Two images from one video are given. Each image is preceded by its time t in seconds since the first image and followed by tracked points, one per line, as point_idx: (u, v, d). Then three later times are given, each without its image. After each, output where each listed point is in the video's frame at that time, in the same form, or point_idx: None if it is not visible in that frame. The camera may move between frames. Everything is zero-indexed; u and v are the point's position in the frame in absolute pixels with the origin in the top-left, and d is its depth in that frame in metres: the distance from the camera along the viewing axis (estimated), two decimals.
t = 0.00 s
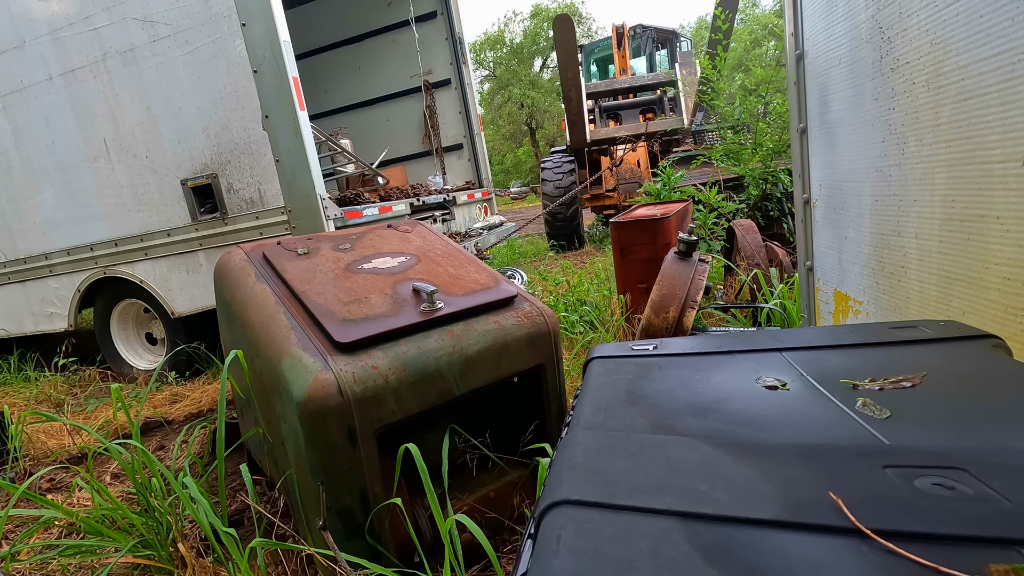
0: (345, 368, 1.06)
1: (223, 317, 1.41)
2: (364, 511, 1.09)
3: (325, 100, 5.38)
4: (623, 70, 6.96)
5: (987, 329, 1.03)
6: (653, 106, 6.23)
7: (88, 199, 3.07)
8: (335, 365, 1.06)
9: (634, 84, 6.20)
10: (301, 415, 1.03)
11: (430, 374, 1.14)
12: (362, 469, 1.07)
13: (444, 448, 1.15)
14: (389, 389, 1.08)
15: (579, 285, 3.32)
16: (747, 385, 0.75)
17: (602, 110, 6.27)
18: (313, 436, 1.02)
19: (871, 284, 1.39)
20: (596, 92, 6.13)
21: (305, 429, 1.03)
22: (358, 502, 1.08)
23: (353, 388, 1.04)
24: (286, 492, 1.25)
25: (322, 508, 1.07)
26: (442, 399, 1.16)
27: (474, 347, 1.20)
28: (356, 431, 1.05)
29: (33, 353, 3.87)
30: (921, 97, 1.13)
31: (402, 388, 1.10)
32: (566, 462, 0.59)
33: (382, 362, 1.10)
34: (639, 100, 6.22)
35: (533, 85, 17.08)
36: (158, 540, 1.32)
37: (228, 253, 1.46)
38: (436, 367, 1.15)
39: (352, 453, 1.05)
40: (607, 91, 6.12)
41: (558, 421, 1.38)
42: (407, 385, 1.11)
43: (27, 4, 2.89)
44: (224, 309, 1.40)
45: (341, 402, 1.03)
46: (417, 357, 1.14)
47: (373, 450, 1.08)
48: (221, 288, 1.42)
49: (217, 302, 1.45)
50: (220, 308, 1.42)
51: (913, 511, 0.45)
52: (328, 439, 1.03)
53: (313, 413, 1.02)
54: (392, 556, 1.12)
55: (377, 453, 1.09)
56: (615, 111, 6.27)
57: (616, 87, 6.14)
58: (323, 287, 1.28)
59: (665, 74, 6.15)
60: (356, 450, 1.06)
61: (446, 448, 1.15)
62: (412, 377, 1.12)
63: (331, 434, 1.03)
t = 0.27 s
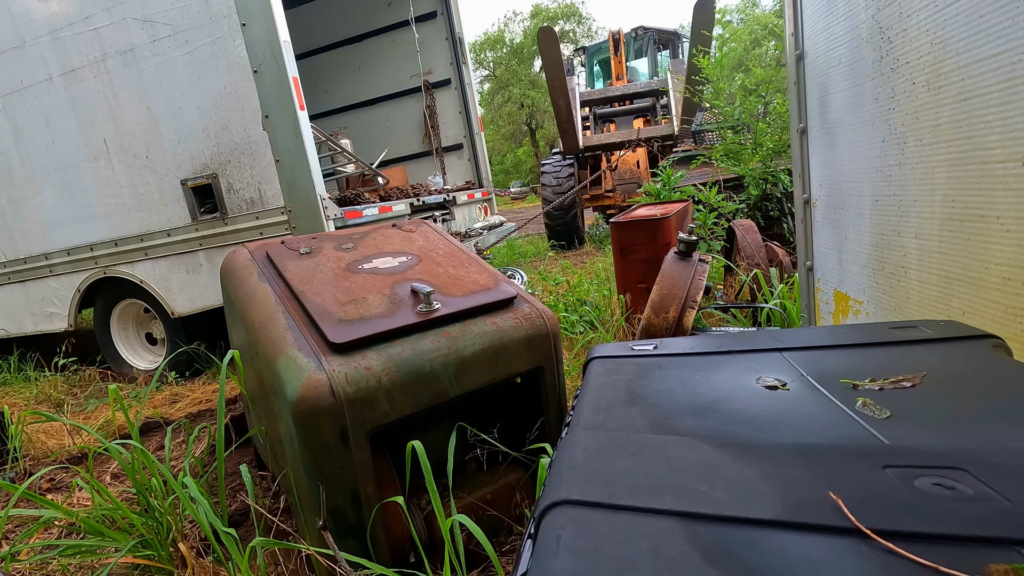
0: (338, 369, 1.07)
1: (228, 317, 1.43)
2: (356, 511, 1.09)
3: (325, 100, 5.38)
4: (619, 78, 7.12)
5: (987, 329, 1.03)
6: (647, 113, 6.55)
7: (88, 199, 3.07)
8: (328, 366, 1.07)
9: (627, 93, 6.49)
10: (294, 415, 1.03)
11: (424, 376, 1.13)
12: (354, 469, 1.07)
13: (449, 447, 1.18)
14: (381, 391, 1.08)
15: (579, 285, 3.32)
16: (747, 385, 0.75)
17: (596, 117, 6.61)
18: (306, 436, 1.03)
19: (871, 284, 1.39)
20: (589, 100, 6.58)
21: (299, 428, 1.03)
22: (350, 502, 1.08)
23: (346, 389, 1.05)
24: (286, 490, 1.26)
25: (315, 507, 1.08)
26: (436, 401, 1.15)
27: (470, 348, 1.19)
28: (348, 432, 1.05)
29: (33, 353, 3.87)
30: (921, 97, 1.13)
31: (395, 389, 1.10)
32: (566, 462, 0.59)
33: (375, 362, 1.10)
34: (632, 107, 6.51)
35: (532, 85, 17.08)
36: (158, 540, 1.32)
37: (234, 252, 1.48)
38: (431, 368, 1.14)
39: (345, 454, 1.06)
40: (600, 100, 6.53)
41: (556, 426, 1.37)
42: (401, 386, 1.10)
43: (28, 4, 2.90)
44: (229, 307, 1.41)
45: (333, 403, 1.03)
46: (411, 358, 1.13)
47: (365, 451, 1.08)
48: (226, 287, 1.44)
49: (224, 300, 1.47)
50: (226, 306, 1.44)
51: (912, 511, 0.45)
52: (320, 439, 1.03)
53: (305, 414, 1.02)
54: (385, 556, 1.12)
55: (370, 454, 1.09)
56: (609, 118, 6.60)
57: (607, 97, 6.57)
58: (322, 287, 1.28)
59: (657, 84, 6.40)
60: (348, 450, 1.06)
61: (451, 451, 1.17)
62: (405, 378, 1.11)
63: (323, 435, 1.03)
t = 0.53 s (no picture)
0: (332, 369, 1.07)
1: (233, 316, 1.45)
2: (350, 510, 1.09)
3: (325, 100, 5.37)
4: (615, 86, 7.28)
5: (987, 330, 1.03)
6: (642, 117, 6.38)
7: (88, 199, 3.07)
8: (322, 366, 1.07)
9: (622, 98, 6.40)
10: (288, 414, 1.04)
11: (419, 377, 1.13)
12: (348, 469, 1.07)
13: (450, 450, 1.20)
14: (375, 391, 1.08)
15: (579, 285, 3.32)
16: (747, 385, 0.74)
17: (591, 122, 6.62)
18: (300, 435, 1.04)
19: (871, 284, 1.39)
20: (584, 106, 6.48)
21: (293, 428, 1.04)
22: (344, 502, 1.08)
23: (340, 389, 1.05)
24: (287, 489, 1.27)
25: (310, 506, 1.09)
26: (432, 402, 1.15)
27: (466, 350, 1.18)
28: (342, 431, 1.05)
29: (33, 353, 3.87)
30: (921, 97, 1.13)
31: (389, 390, 1.10)
32: (566, 462, 0.59)
33: (370, 363, 1.10)
34: (627, 113, 6.48)
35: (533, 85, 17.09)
36: (158, 540, 1.32)
37: (239, 252, 1.50)
38: (426, 369, 1.14)
39: (339, 454, 1.06)
40: (596, 106, 6.42)
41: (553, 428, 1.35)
42: (395, 386, 1.10)
43: (27, 4, 2.89)
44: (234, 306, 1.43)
45: (327, 404, 1.03)
46: (407, 359, 1.13)
47: (359, 451, 1.08)
48: (232, 286, 1.46)
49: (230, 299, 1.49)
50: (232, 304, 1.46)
51: (912, 511, 0.46)
52: (314, 439, 1.04)
53: (299, 413, 1.03)
54: (378, 555, 1.13)
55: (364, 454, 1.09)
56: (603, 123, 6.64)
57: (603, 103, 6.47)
58: (321, 287, 1.28)
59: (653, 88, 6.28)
60: (341, 451, 1.06)
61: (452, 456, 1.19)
62: (400, 379, 1.11)
63: (316, 434, 1.04)
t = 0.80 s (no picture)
0: (324, 369, 1.07)
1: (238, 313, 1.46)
2: (341, 510, 1.10)
3: (325, 100, 5.37)
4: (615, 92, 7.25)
5: (987, 330, 1.03)
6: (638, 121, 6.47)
7: (88, 199, 3.07)
8: (314, 366, 1.08)
9: (618, 103, 6.49)
10: (279, 413, 1.05)
11: (412, 378, 1.13)
12: (340, 469, 1.08)
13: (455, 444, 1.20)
14: (366, 392, 1.08)
15: (579, 285, 3.32)
16: (746, 385, 0.75)
17: (587, 127, 6.52)
18: (291, 435, 1.04)
19: (871, 284, 1.39)
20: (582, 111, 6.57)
21: (284, 427, 1.05)
22: (334, 501, 1.09)
23: (330, 390, 1.05)
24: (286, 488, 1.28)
25: (303, 505, 1.09)
26: (424, 403, 1.15)
27: (460, 351, 1.18)
28: (332, 431, 1.06)
29: (33, 353, 3.87)
30: (921, 97, 1.13)
31: (381, 390, 1.10)
32: (566, 462, 0.59)
33: (362, 363, 1.10)
34: (623, 118, 6.55)
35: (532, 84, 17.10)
36: (158, 540, 1.32)
37: (245, 250, 1.52)
38: (419, 370, 1.14)
39: (330, 454, 1.06)
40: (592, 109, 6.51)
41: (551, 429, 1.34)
42: (387, 387, 1.10)
43: (28, 4, 2.89)
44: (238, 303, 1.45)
45: (317, 404, 1.04)
46: (399, 360, 1.13)
47: (349, 451, 1.08)
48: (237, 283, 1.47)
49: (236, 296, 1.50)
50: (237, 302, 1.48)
51: (913, 511, 0.45)
52: (305, 439, 1.04)
53: (290, 413, 1.03)
54: (369, 553, 1.14)
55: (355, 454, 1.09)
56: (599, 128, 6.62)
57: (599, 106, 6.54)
58: (320, 287, 1.29)
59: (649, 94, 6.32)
60: (332, 450, 1.07)
61: (457, 449, 1.18)
62: (392, 380, 1.11)
63: (306, 434, 1.04)
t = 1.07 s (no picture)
0: (314, 369, 1.09)
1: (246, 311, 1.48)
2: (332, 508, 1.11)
3: (325, 100, 5.37)
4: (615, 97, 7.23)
5: (987, 330, 1.03)
6: (636, 125, 6.55)
7: (88, 199, 3.07)
8: (306, 365, 1.09)
9: (615, 109, 6.59)
10: (272, 410, 1.07)
11: (404, 379, 1.13)
12: (331, 468, 1.09)
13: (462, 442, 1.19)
14: (357, 392, 1.08)
15: (579, 285, 3.32)
16: (746, 385, 0.75)
17: (586, 132, 6.62)
18: (283, 432, 1.06)
19: (871, 284, 1.39)
20: (578, 116, 6.65)
21: (277, 424, 1.07)
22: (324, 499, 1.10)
23: (320, 389, 1.06)
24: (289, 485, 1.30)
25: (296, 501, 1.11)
26: (416, 404, 1.14)
27: (454, 353, 1.17)
28: (322, 430, 1.07)
29: (33, 353, 3.87)
30: (921, 97, 1.13)
31: (372, 391, 1.10)
32: (566, 462, 0.59)
33: (353, 363, 1.11)
34: (622, 123, 6.60)
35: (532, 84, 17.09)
36: (158, 540, 1.32)
37: (255, 249, 1.55)
38: (411, 371, 1.13)
39: (321, 453, 1.08)
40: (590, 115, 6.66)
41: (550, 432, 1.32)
42: (378, 388, 1.10)
43: (27, 4, 2.89)
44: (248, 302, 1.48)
45: (307, 402, 1.05)
46: (391, 361, 1.13)
47: (340, 451, 1.09)
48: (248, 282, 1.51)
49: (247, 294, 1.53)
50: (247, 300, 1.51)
51: (913, 511, 0.45)
52: (296, 437, 1.06)
53: (281, 412, 1.05)
54: (360, 550, 1.15)
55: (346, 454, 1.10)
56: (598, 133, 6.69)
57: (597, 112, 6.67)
58: (320, 286, 1.31)
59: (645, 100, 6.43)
60: (323, 449, 1.08)
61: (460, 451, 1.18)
62: (383, 380, 1.11)
63: (297, 433, 1.06)
